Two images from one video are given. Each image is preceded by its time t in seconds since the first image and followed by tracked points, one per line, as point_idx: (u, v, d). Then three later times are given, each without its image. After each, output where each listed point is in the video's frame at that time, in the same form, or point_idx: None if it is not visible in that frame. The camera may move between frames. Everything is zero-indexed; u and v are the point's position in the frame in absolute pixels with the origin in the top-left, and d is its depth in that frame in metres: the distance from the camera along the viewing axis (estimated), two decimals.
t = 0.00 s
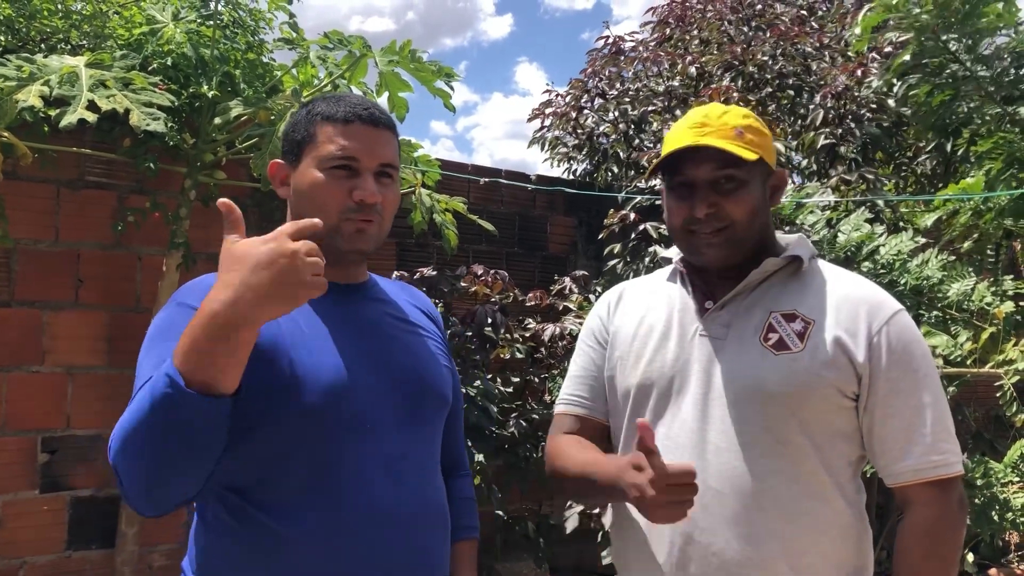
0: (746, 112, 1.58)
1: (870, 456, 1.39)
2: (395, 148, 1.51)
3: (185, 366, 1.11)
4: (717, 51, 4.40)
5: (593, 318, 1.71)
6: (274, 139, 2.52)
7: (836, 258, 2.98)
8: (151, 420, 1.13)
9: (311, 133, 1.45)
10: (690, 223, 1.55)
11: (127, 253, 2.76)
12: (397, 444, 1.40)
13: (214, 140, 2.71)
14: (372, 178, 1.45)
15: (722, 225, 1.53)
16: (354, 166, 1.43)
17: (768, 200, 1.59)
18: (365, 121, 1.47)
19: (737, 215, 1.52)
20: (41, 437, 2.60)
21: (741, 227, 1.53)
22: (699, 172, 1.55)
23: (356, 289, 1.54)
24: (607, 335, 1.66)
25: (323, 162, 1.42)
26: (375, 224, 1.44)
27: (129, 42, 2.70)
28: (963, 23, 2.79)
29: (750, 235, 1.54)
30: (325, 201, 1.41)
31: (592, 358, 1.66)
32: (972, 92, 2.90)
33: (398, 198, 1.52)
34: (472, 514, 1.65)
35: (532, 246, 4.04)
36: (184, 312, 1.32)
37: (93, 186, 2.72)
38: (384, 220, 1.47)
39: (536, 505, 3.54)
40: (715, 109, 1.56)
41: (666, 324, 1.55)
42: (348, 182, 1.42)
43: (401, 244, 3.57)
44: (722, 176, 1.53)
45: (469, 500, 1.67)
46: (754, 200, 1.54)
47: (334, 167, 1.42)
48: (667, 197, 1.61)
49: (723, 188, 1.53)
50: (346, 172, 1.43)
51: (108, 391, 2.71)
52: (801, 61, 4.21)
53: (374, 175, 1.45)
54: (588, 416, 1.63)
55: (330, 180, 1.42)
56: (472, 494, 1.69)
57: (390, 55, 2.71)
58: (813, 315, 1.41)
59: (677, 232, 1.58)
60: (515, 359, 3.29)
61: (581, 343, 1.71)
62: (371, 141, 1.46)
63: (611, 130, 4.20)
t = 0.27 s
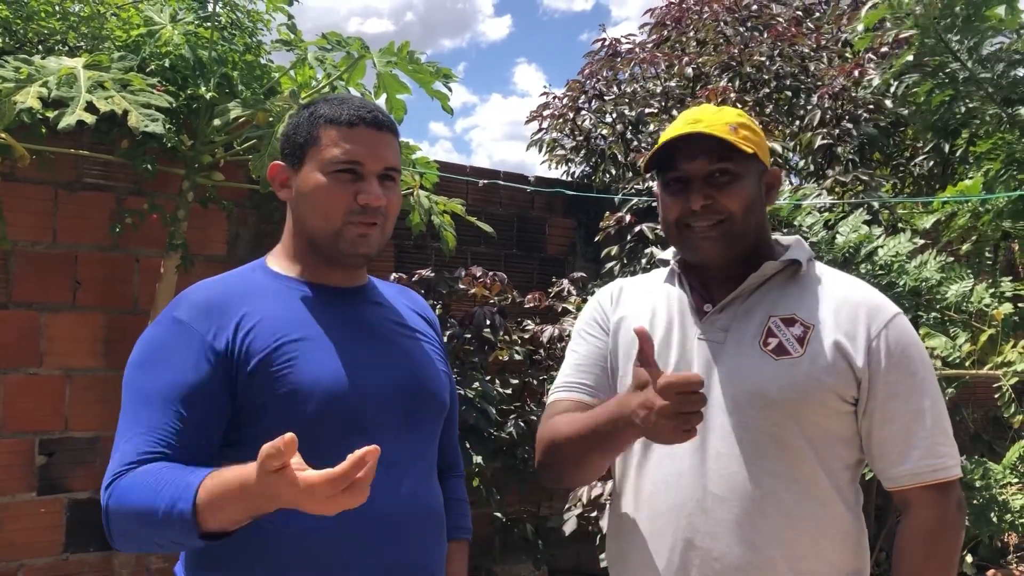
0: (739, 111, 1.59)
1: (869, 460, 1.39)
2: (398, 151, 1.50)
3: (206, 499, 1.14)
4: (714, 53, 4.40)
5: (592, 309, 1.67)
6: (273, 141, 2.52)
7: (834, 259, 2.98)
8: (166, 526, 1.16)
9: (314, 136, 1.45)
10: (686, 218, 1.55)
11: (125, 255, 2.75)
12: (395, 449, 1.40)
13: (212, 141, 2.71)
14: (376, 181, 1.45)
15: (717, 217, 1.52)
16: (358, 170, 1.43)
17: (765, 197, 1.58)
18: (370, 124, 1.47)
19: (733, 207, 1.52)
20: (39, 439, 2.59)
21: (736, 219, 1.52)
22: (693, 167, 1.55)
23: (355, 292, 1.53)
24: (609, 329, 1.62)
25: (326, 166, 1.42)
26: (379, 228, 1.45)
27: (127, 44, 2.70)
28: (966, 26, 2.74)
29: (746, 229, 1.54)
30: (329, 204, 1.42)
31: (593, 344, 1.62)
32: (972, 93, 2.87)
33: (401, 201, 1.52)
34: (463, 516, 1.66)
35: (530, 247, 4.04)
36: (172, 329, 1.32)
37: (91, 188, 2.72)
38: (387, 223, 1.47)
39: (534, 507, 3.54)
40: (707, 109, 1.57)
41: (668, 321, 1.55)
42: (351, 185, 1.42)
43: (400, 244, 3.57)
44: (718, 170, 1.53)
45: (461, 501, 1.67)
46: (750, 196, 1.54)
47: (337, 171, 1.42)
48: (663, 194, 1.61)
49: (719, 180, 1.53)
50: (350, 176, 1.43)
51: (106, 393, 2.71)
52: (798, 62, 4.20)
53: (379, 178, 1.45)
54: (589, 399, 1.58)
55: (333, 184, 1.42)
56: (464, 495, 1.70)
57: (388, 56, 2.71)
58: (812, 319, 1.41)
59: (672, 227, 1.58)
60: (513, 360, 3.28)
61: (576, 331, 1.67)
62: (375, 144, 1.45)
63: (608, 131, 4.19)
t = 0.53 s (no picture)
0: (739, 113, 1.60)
1: (869, 462, 1.39)
2: (387, 146, 1.50)
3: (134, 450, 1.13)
4: (711, 53, 4.40)
5: (587, 314, 1.67)
6: (271, 143, 2.52)
7: (832, 260, 3.02)
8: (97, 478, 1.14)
9: (302, 136, 1.45)
10: (688, 221, 1.54)
11: (123, 256, 2.75)
12: (393, 453, 1.40)
13: (210, 142, 2.71)
14: (365, 178, 1.44)
15: (720, 220, 1.52)
16: (346, 167, 1.43)
17: (765, 197, 1.58)
18: (353, 121, 1.46)
19: (735, 209, 1.52)
20: (37, 441, 2.59)
21: (739, 222, 1.52)
22: (693, 169, 1.55)
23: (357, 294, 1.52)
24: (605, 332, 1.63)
25: (314, 165, 1.42)
26: (371, 225, 1.44)
27: (126, 45, 2.70)
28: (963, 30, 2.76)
29: (748, 232, 1.54)
30: (318, 203, 1.41)
31: (590, 349, 1.62)
32: (969, 97, 2.85)
33: (394, 196, 1.51)
34: (470, 520, 1.66)
35: (529, 248, 4.04)
36: (167, 319, 1.33)
37: (89, 189, 2.71)
38: (379, 219, 1.46)
39: (533, 508, 3.54)
40: (707, 109, 1.56)
41: (665, 326, 1.55)
42: (339, 183, 1.42)
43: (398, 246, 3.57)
44: (719, 173, 1.53)
45: (468, 506, 1.66)
46: (752, 198, 1.54)
47: (325, 169, 1.42)
48: (662, 198, 1.60)
49: (721, 183, 1.53)
50: (338, 174, 1.43)
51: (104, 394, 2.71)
52: (795, 63, 4.20)
53: (367, 175, 1.45)
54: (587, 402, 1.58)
55: (321, 183, 1.42)
56: (471, 499, 1.69)
57: (386, 58, 2.71)
58: (812, 321, 1.41)
59: (674, 231, 1.57)
60: (512, 360, 3.25)
61: (571, 336, 1.68)
62: (362, 140, 1.45)
63: (606, 132, 4.19)
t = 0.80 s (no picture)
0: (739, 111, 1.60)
1: (870, 462, 1.39)
2: (388, 154, 1.48)
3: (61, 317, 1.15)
4: (710, 53, 4.40)
5: (587, 315, 1.67)
6: (270, 142, 2.52)
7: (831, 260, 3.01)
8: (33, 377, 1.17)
9: (302, 143, 1.47)
10: (688, 216, 1.55)
11: (122, 256, 2.75)
12: (390, 454, 1.39)
13: (210, 142, 2.71)
14: (359, 188, 1.43)
15: (721, 214, 1.52)
16: (340, 177, 1.43)
17: (765, 197, 1.57)
18: (349, 129, 1.45)
19: (735, 205, 1.52)
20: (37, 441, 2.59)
21: (740, 215, 1.52)
22: (694, 164, 1.55)
23: (359, 295, 1.53)
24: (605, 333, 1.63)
25: (310, 173, 1.43)
26: (366, 235, 1.44)
27: (125, 45, 2.70)
28: (957, 32, 2.80)
29: (749, 227, 1.54)
30: (312, 212, 1.42)
31: (591, 350, 1.62)
32: (966, 97, 2.86)
33: (394, 205, 1.49)
34: (488, 527, 1.65)
35: (529, 248, 4.04)
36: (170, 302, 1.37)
37: (88, 188, 2.71)
38: (376, 229, 1.45)
39: (532, 507, 3.54)
40: (708, 108, 1.57)
41: (666, 329, 1.54)
42: (333, 193, 1.42)
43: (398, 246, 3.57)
44: (720, 168, 1.54)
45: (488, 512, 1.67)
46: (752, 194, 1.54)
47: (320, 178, 1.42)
48: (663, 194, 1.61)
49: (722, 177, 1.53)
50: (332, 183, 1.43)
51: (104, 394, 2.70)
52: (794, 63, 4.21)
53: (361, 184, 1.44)
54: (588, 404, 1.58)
55: (316, 192, 1.42)
56: (492, 506, 1.69)
57: (386, 58, 2.71)
58: (813, 321, 1.42)
59: (674, 224, 1.57)
60: (512, 360, 3.23)
61: (572, 336, 1.68)
62: (359, 149, 1.44)
63: (605, 132, 4.20)
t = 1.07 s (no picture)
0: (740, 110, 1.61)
1: (870, 460, 1.39)
2: (404, 168, 1.47)
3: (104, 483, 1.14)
4: (710, 52, 4.40)
5: (588, 313, 1.67)
6: (271, 142, 2.52)
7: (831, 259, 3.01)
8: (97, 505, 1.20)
9: (319, 149, 1.46)
10: (688, 212, 1.54)
11: (122, 255, 2.75)
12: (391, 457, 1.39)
13: (210, 141, 2.71)
14: (371, 203, 1.44)
15: (720, 209, 1.52)
16: (354, 189, 1.43)
17: (765, 196, 1.58)
18: (367, 142, 1.43)
19: (736, 200, 1.51)
20: (38, 440, 2.59)
21: (740, 211, 1.52)
22: (695, 160, 1.55)
23: (367, 298, 1.51)
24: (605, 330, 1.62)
25: (324, 183, 1.43)
26: (375, 248, 1.45)
27: (125, 44, 2.70)
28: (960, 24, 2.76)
29: (749, 223, 1.53)
30: (325, 222, 1.43)
31: (590, 348, 1.62)
32: (967, 94, 2.86)
33: (406, 219, 1.49)
34: (493, 533, 1.65)
35: (529, 248, 4.05)
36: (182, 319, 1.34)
37: (89, 188, 2.71)
38: (386, 244, 1.46)
39: (533, 507, 3.54)
40: (711, 105, 1.57)
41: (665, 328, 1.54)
42: (346, 206, 1.42)
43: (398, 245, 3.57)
44: (721, 164, 1.53)
45: (495, 517, 1.66)
46: (753, 189, 1.54)
47: (334, 189, 1.43)
48: (664, 190, 1.61)
49: (722, 172, 1.53)
50: (346, 195, 1.43)
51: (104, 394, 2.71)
52: (795, 62, 4.20)
53: (374, 199, 1.44)
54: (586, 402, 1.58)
55: (330, 202, 1.43)
56: (499, 510, 1.68)
57: (386, 57, 2.71)
58: (813, 320, 1.42)
59: (675, 219, 1.57)
60: (512, 360, 3.24)
61: (572, 333, 1.68)
62: (374, 163, 1.43)
63: (605, 131, 4.20)
